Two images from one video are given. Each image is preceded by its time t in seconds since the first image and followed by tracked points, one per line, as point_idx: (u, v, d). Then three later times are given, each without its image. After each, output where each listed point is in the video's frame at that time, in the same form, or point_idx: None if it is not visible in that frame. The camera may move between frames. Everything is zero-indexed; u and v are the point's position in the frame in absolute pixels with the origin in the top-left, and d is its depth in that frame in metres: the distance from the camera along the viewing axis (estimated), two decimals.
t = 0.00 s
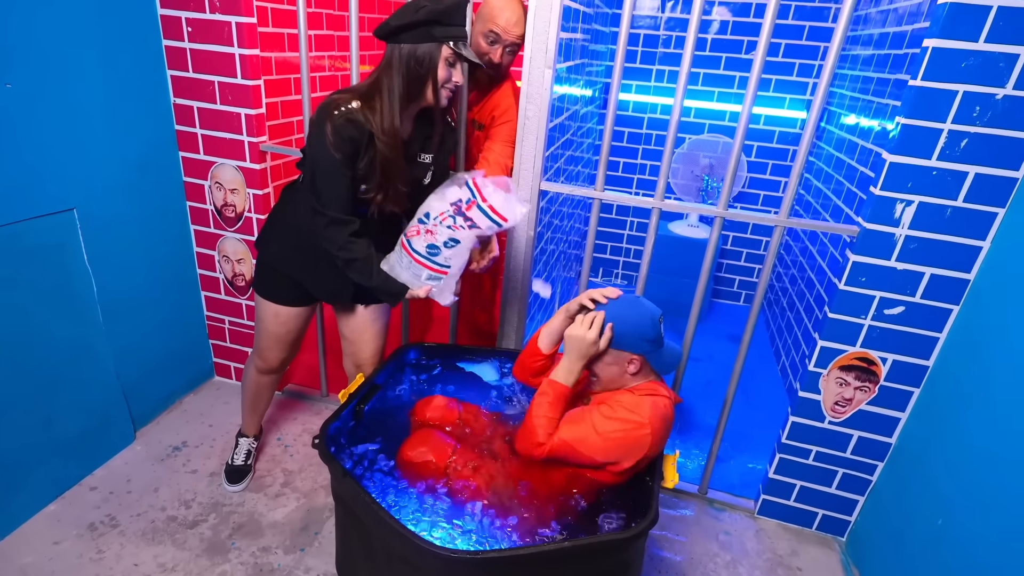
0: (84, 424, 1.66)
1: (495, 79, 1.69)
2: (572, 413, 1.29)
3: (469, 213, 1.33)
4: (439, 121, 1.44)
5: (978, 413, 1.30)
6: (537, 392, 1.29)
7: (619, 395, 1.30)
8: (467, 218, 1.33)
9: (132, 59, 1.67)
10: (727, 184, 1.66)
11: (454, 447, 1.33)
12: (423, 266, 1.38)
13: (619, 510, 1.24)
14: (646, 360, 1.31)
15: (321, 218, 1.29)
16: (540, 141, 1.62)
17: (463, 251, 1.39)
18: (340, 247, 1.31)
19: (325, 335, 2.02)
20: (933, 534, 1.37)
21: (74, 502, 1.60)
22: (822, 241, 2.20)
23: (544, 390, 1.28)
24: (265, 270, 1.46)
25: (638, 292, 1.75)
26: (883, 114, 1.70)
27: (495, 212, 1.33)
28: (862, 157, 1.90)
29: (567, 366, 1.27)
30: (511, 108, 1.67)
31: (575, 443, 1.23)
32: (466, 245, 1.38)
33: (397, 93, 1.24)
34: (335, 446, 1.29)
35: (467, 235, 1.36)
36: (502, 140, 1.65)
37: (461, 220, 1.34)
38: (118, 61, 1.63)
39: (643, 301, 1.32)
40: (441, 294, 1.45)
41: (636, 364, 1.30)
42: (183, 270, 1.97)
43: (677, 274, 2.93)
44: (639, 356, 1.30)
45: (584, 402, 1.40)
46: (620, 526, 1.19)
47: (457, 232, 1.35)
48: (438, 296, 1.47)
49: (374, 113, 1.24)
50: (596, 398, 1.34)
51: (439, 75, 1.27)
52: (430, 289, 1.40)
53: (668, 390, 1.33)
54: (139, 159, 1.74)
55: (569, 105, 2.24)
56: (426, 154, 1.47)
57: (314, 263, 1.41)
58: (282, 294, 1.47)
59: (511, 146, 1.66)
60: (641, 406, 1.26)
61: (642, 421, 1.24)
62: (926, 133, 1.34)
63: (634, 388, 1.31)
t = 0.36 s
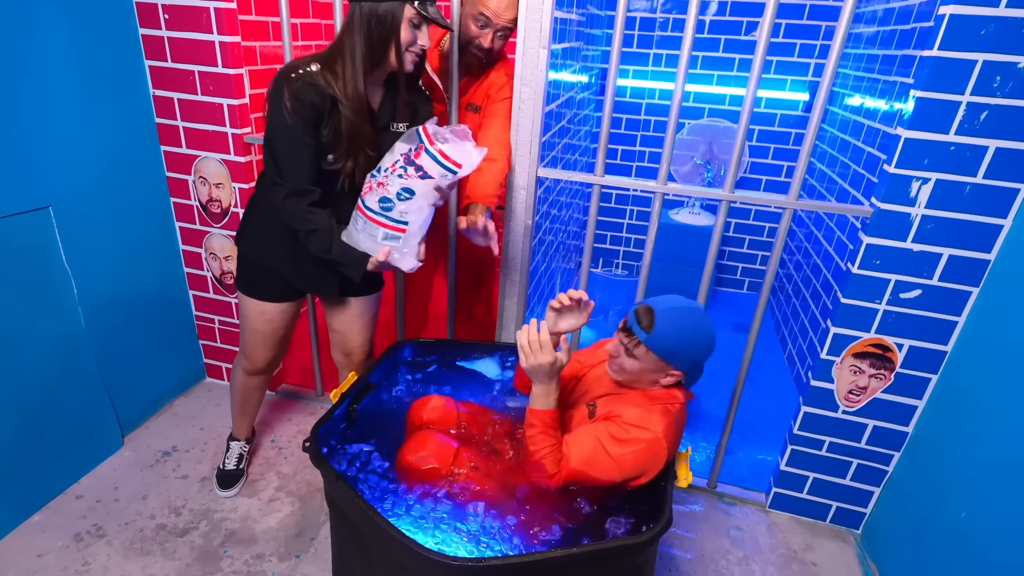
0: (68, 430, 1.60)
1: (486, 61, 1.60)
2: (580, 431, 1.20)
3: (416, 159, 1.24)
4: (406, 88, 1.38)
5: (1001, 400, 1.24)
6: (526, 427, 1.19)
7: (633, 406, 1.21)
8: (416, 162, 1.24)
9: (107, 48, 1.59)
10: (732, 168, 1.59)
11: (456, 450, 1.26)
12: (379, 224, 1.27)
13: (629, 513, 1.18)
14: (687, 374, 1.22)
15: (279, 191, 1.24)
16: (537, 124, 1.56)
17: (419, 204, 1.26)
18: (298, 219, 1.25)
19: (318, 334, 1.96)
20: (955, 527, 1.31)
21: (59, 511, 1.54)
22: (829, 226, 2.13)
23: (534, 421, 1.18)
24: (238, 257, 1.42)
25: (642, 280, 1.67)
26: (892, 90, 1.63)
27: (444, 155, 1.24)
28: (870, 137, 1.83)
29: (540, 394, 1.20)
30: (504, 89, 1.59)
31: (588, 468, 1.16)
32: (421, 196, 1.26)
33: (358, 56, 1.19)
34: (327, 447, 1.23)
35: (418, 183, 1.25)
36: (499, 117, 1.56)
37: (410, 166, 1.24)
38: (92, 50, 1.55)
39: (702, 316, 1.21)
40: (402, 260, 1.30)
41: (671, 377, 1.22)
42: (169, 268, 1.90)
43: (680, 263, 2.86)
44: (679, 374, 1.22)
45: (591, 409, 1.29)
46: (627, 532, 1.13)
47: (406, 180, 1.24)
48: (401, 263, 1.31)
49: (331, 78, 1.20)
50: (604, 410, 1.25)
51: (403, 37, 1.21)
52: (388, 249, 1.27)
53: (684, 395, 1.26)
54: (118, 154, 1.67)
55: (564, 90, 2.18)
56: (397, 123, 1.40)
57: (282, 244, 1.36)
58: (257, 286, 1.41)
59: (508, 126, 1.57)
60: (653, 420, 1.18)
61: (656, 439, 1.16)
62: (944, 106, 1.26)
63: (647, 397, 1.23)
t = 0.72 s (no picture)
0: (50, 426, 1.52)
1: (483, 31, 1.52)
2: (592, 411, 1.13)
3: (468, 189, 1.24)
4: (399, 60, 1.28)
5: None
6: (514, 387, 1.13)
7: (655, 387, 1.15)
8: (465, 195, 1.23)
9: (79, 19, 1.49)
10: (751, 140, 1.46)
11: (454, 445, 1.17)
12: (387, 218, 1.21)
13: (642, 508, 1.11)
14: (732, 359, 1.16)
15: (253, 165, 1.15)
16: (540, 95, 1.45)
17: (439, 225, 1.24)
18: (269, 192, 1.15)
19: (313, 323, 1.87)
20: (990, 524, 1.23)
21: (42, 511, 1.47)
22: (845, 204, 2.03)
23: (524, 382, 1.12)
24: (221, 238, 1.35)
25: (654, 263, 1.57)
26: (919, 58, 1.53)
27: (496, 198, 1.23)
28: (892, 110, 1.73)
29: (526, 352, 1.14)
30: (505, 58, 1.48)
31: (600, 450, 1.09)
32: (447, 220, 1.24)
33: (343, 21, 1.08)
34: (316, 443, 1.15)
35: (454, 208, 1.23)
36: (499, 89, 1.47)
37: (457, 192, 1.24)
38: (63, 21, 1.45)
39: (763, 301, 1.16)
40: (393, 263, 1.24)
41: (717, 357, 1.15)
42: (154, 254, 1.81)
43: (688, 245, 2.77)
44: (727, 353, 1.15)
45: (608, 390, 1.22)
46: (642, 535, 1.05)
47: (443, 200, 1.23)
48: (386, 267, 1.24)
49: (312, 43, 1.10)
50: (621, 390, 1.18)
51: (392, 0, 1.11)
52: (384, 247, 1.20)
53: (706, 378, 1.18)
54: (95, 133, 1.57)
55: (566, 65, 2.08)
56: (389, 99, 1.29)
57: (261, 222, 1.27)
58: (238, 270, 1.33)
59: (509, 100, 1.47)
60: (673, 402, 1.12)
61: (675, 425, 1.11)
62: (985, 69, 1.16)
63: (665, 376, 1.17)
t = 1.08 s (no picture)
0: (19, 425, 1.43)
1: None
2: (597, 394, 1.04)
3: (529, 198, 1.14)
4: (385, 17, 1.16)
5: None
6: (519, 362, 1.08)
7: (670, 366, 1.06)
8: (526, 203, 1.14)
9: None
10: (765, 91, 1.27)
11: (437, 434, 1.09)
12: (432, 188, 1.09)
13: (653, 502, 1.04)
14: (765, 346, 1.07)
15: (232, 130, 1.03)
16: (531, 53, 1.32)
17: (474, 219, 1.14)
18: (257, 158, 1.03)
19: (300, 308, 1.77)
20: None
21: (15, 514, 1.39)
22: (855, 167, 1.91)
23: (529, 358, 1.07)
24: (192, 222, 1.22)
25: (657, 239, 1.43)
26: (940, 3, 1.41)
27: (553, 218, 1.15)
28: (909, 63, 1.61)
29: (534, 325, 1.09)
30: (491, 14, 1.34)
31: (605, 439, 0.99)
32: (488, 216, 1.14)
33: None
34: (297, 440, 1.06)
35: (504, 211, 1.14)
36: (487, 52, 1.34)
37: (517, 197, 1.14)
38: None
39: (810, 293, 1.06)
40: (412, 231, 1.11)
41: (750, 341, 1.06)
42: (126, 241, 1.70)
43: (691, 217, 2.66)
44: (760, 339, 1.06)
45: (614, 369, 1.13)
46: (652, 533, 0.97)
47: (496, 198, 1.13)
48: (400, 232, 1.11)
49: None
50: (629, 371, 1.09)
51: None
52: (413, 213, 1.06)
53: (726, 361, 1.09)
54: (51, 109, 1.45)
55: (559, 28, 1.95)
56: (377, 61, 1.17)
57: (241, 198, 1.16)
58: (217, 253, 1.22)
59: (497, 61, 1.35)
60: (688, 385, 1.03)
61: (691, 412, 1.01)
62: None
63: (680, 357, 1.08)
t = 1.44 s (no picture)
0: None
1: None
2: (588, 351, 0.91)
3: (528, 94, 0.88)
4: None
5: None
6: (500, 321, 0.92)
7: (676, 316, 0.93)
8: (532, 99, 0.88)
9: None
10: None
11: (399, 409, 0.94)
12: (400, 91, 0.83)
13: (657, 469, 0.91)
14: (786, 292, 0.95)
15: (137, 56, 0.81)
16: None
17: (454, 126, 0.88)
18: (174, 87, 0.81)
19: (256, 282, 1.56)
20: None
21: None
22: (856, 87, 1.71)
23: (513, 318, 0.91)
24: (113, 195, 1.01)
25: (645, 175, 1.26)
26: None
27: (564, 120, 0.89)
28: None
29: (514, 278, 0.91)
30: None
31: (599, 404, 0.88)
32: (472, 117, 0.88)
33: None
34: (242, 436, 0.92)
35: (497, 111, 0.88)
36: None
37: (516, 91, 0.87)
38: None
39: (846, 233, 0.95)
40: (371, 154, 0.85)
41: (777, 291, 0.94)
42: (47, 217, 1.47)
43: (680, 155, 2.49)
44: (788, 292, 0.95)
45: (610, 318, 0.99)
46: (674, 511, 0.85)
47: (487, 96, 0.87)
48: (364, 157, 0.85)
49: None
50: (626, 327, 0.95)
51: None
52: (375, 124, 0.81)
53: (736, 308, 0.94)
54: None
55: None
56: None
57: (167, 152, 0.95)
58: (144, 222, 1.02)
59: None
60: (693, 338, 0.90)
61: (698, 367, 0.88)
62: None
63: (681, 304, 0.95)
